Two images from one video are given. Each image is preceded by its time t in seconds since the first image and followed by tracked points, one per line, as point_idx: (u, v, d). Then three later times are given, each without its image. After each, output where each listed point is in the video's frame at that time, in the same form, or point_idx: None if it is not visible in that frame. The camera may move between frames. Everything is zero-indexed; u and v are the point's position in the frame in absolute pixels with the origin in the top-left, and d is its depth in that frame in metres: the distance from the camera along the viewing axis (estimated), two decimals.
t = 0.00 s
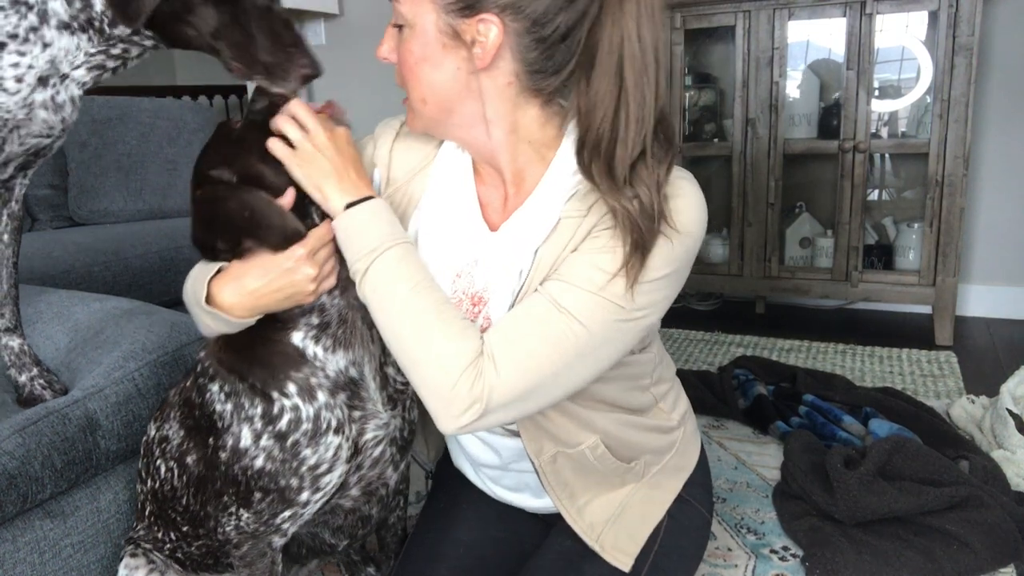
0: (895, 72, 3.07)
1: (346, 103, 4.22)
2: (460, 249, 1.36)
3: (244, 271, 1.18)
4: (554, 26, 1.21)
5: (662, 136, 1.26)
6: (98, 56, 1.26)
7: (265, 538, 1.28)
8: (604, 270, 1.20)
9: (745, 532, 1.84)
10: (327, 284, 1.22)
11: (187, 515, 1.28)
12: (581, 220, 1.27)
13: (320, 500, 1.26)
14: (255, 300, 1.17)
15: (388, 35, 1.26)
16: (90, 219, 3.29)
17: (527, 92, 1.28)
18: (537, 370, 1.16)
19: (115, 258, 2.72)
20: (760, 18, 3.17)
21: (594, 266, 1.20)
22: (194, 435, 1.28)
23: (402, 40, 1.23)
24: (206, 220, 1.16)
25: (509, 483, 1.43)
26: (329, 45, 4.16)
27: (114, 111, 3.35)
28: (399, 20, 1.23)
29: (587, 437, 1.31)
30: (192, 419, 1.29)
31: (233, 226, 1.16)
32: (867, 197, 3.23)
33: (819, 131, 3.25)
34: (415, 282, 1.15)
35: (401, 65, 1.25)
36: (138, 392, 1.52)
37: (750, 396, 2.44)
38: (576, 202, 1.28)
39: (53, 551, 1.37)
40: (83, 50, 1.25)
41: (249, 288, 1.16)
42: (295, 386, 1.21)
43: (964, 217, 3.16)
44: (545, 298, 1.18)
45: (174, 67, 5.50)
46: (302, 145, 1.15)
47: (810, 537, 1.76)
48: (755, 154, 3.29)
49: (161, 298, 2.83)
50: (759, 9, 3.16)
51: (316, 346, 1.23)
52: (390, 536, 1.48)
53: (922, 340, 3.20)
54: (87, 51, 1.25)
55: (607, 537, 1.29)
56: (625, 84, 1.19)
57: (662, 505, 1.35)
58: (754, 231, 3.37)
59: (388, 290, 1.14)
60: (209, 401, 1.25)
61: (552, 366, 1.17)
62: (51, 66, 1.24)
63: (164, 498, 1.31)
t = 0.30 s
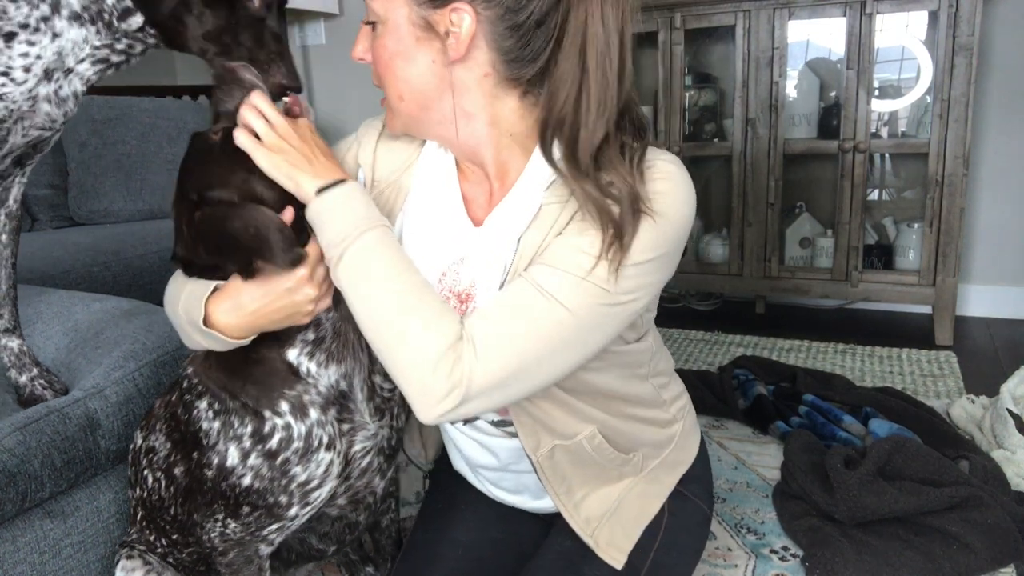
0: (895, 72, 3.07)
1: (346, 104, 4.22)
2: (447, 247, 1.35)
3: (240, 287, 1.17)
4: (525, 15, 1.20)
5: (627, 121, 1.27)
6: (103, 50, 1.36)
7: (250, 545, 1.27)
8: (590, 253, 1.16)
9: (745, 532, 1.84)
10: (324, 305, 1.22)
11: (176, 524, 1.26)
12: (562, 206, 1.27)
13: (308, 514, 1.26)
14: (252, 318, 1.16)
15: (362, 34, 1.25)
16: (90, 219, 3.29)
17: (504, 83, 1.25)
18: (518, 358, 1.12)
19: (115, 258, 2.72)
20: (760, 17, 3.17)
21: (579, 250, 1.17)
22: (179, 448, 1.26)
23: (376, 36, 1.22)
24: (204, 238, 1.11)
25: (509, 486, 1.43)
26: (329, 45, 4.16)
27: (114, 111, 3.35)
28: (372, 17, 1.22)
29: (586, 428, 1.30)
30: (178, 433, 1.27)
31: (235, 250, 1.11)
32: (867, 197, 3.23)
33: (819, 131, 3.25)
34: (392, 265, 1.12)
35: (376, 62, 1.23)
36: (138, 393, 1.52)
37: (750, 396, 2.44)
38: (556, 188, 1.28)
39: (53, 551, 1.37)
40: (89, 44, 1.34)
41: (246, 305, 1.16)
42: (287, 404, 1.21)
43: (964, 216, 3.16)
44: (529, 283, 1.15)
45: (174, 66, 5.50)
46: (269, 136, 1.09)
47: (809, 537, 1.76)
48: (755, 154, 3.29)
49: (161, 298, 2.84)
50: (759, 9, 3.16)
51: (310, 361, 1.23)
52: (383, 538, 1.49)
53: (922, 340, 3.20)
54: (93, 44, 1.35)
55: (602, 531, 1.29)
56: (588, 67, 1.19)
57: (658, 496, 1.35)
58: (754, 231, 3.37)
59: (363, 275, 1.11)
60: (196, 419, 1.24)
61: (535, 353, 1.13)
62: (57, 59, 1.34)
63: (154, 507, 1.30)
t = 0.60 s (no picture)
0: (895, 71, 3.07)
1: (346, 104, 4.22)
2: (439, 253, 1.35)
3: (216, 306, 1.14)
4: (534, 14, 1.20)
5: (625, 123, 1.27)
6: (95, 51, 1.26)
7: (256, 542, 1.27)
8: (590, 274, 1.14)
9: (745, 532, 1.84)
10: (308, 307, 1.20)
11: (170, 524, 1.28)
12: (557, 221, 1.25)
13: (314, 502, 1.26)
14: (233, 329, 1.15)
15: (362, 25, 1.22)
16: (90, 219, 3.29)
17: (507, 79, 1.25)
18: (525, 386, 1.12)
19: (115, 258, 2.72)
20: (760, 17, 3.17)
21: (578, 270, 1.14)
22: (180, 443, 1.26)
23: (377, 28, 1.18)
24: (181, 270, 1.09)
25: (510, 488, 1.43)
26: (329, 45, 4.16)
27: (114, 111, 3.35)
28: (376, 7, 1.18)
29: (582, 445, 1.30)
30: (176, 428, 1.27)
31: (211, 282, 1.09)
32: (867, 197, 3.23)
33: (819, 131, 3.24)
34: (388, 299, 1.08)
35: (376, 52, 1.19)
36: (137, 393, 1.52)
37: (750, 396, 2.43)
38: (552, 203, 1.27)
39: (53, 551, 1.37)
40: (84, 43, 1.25)
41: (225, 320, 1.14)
42: (288, 396, 1.21)
43: (964, 216, 3.16)
44: (527, 307, 1.13)
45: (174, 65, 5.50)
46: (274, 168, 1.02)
47: (809, 537, 1.76)
48: (755, 154, 3.29)
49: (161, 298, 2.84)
50: (759, 9, 3.16)
51: (303, 360, 1.23)
52: (375, 541, 1.48)
53: (922, 340, 3.20)
54: (86, 44, 1.25)
55: (607, 538, 1.29)
56: (595, 65, 1.19)
57: (662, 499, 1.35)
58: (754, 231, 3.37)
59: (361, 312, 1.07)
60: (200, 410, 1.24)
61: (540, 379, 1.12)
62: (54, 59, 1.25)
63: (145, 507, 1.31)
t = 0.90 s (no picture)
0: (895, 72, 3.07)
1: (346, 104, 4.22)
2: (450, 259, 1.34)
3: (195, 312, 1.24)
4: (546, 7, 1.22)
5: (638, 114, 1.32)
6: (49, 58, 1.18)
7: (260, 535, 1.30)
8: (620, 290, 1.18)
9: (745, 532, 1.85)
10: (284, 321, 1.28)
11: (175, 511, 1.33)
12: (579, 233, 1.24)
13: (309, 492, 1.29)
14: (209, 334, 1.24)
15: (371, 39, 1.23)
16: (90, 219, 3.30)
17: (521, 76, 1.26)
18: (571, 405, 1.13)
19: (115, 258, 2.72)
20: (760, 18, 3.17)
21: (607, 286, 1.18)
22: (182, 430, 1.34)
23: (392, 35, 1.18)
24: (157, 269, 1.20)
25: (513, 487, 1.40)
26: (329, 45, 4.16)
27: (114, 111, 3.36)
28: (388, 20, 1.18)
29: (595, 462, 1.31)
30: (180, 414, 1.35)
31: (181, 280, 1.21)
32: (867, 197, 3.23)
33: (819, 131, 3.24)
34: (443, 327, 1.11)
35: (393, 63, 1.20)
36: (137, 393, 1.53)
37: (750, 396, 2.43)
38: (569, 216, 1.25)
39: (53, 551, 1.37)
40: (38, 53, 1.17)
41: (202, 326, 1.24)
42: (267, 390, 1.27)
43: (964, 216, 3.16)
44: (559, 327, 1.16)
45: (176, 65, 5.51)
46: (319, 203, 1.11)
47: (809, 537, 1.76)
48: (755, 154, 3.30)
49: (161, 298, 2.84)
50: (759, 9, 3.16)
51: (288, 359, 1.29)
52: (381, 537, 1.48)
53: (922, 340, 3.20)
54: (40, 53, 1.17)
55: (616, 543, 1.29)
56: (613, 53, 1.24)
57: (670, 502, 1.34)
58: (754, 231, 3.37)
59: (417, 344, 1.09)
60: (197, 399, 1.32)
61: (588, 399, 1.14)
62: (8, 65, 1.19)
63: (154, 494, 1.36)
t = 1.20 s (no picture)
0: (895, 72, 3.07)
1: (346, 104, 4.22)
2: (450, 260, 1.35)
3: (190, 302, 1.25)
4: (543, 7, 1.23)
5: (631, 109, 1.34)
6: None
7: (266, 528, 1.31)
8: (622, 295, 1.19)
9: (745, 532, 1.85)
10: (275, 313, 1.27)
11: (180, 495, 1.34)
12: (581, 239, 1.24)
13: (306, 479, 1.29)
14: (204, 324, 1.25)
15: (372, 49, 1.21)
16: (90, 219, 3.31)
17: (519, 77, 1.26)
18: (579, 409, 1.14)
19: (116, 258, 2.72)
20: (761, 18, 3.17)
21: (610, 292, 1.19)
22: (184, 414, 1.35)
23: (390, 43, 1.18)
24: (145, 247, 1.25)
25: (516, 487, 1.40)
26: (329, 45, 4.16)
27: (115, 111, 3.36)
28: (387, 28, 1.17)
29: (598, 464, 1.31)
30: (183, 399, 1.37)
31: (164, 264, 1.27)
32: (867, 197, 3.23)
33: (819, 131, 3.24)
34: (451, 339, 1.11)
35: (393, 71, 1.19)
36: (137, 391, 1.53)
37: (750, 396, 2.43)
38: (571, 221, 1.24)
39: (53, 551, 1.36)
40: None
41: (197, 316, 1.25)
42: (258, 373, 1.28)
43: (964, 216, 3.16)
44: (562, 333, 1.17)
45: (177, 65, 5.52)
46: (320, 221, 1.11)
47: (809, 537, 1.76)
48: (755, 154, 3.29)
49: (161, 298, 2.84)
50: (759, 9, 3.16)
51: (280, 348, 1.29)
52: (387, 534, 1.47)
53: (921, 340, 3.20)
54: None
55: (620, 543, 1.29)
56: (604, 49, 1.25)
57: (676, 503, 1.34)
58: (754, 231, 3.38)
59: (428, 357, 1.09)
60: (198, 383, 1.34)
61: (595, 403, 1.15)
62: None
63: (159, 478, 1.36)
